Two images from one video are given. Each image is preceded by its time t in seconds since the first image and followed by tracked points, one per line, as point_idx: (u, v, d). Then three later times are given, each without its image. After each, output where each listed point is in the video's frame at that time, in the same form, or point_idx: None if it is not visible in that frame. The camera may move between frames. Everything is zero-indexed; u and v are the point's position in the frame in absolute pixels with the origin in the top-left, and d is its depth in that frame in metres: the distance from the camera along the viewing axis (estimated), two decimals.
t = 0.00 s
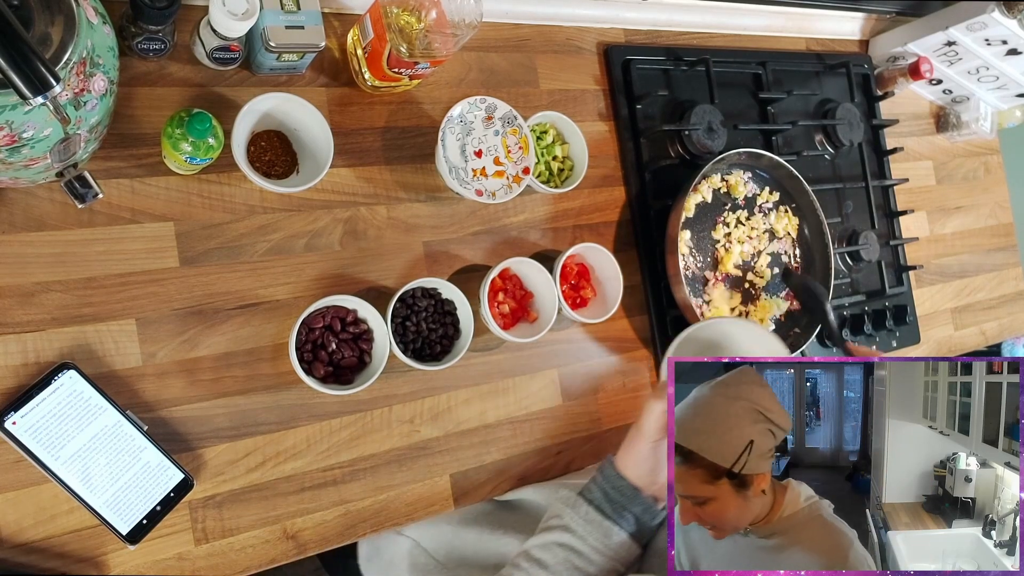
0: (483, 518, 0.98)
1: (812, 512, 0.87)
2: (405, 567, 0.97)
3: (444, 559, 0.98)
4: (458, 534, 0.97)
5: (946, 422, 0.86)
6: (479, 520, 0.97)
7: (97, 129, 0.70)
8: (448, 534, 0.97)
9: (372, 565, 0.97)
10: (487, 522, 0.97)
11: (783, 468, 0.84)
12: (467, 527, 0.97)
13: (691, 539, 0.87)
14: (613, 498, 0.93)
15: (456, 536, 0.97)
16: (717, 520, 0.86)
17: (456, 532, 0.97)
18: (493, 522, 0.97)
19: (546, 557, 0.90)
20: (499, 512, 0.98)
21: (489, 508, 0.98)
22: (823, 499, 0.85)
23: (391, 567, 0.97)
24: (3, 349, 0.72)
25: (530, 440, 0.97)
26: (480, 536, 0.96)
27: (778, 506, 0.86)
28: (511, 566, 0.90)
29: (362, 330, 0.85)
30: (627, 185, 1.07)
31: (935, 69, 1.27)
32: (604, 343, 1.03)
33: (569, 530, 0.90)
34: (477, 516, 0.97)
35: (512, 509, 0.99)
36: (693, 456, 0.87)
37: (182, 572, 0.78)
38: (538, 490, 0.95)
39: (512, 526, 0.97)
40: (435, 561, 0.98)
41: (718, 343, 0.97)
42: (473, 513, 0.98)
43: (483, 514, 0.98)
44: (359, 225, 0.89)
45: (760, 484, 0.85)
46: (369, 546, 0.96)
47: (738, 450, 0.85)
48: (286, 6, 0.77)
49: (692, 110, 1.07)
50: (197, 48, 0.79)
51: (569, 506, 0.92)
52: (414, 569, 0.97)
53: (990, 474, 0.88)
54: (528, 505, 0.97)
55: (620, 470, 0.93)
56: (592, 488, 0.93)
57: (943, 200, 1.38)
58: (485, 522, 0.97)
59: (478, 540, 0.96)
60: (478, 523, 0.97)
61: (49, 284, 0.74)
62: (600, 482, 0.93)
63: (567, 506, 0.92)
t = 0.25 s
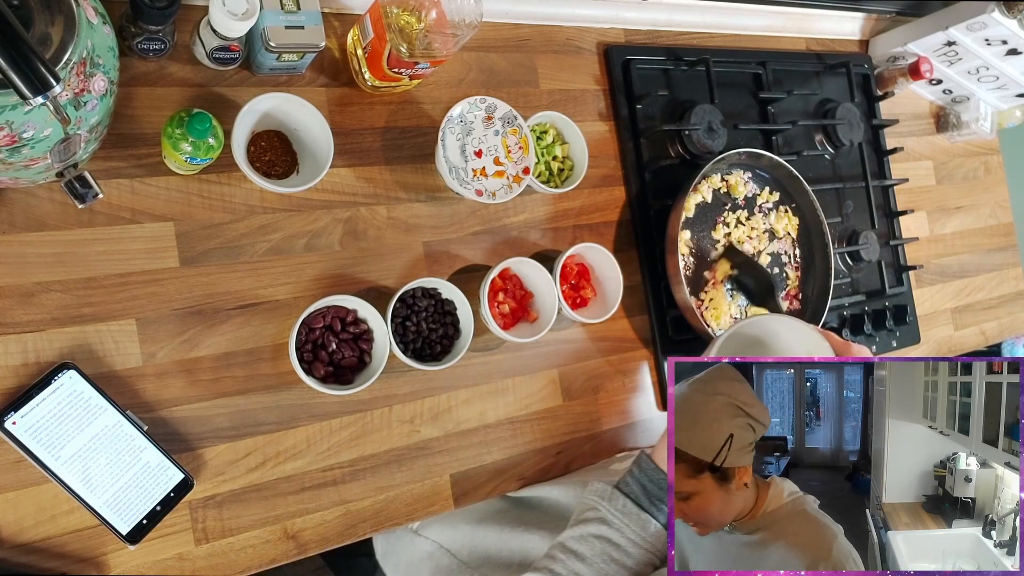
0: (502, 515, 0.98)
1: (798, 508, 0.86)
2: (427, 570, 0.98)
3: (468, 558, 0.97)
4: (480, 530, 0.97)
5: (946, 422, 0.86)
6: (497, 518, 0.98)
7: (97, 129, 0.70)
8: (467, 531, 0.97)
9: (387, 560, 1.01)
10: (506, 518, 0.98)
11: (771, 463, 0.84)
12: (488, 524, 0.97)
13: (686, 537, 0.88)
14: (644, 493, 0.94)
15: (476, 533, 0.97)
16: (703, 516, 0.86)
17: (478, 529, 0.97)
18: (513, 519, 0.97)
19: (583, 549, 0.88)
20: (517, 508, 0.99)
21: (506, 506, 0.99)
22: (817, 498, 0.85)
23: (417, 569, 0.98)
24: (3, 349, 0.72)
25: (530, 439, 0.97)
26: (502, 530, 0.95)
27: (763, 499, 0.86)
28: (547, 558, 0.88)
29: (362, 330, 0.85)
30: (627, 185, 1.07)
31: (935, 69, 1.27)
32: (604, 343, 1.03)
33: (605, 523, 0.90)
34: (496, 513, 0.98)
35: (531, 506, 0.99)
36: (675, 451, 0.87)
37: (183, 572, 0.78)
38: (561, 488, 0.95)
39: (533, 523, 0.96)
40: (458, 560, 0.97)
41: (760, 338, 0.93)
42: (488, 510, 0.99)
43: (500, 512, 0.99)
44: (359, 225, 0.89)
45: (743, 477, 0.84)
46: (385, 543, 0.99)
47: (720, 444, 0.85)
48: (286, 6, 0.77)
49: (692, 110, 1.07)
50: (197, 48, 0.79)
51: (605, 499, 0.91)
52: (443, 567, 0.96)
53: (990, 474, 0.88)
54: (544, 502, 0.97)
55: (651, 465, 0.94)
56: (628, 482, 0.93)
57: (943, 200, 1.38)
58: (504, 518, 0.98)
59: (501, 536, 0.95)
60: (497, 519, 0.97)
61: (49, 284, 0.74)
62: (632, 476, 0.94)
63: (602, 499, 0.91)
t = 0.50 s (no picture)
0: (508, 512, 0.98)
1: (793, 505, 0.86)
2: (434, 568, 1.00)
3: (473, 557, 0.99)
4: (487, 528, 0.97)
5: (946, 422, 0.86)
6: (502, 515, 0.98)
7: (97, 129, 0.70)
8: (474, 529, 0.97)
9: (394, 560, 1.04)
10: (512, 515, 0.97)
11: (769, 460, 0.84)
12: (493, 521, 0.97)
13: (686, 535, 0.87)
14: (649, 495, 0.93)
15: (482, 532, 0.97)
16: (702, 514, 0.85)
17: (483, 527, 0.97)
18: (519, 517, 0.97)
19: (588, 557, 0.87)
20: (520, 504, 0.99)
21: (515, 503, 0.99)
22: (814, 497, 0.85)
23: (424, 568, 1.01)
24: (3, 349, 0.72)
25: (530, 439, 0.97)
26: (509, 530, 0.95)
27: (759, 497, 0.85)
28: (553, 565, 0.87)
29: (362, 330, 0.85)
30: (627, 185, 1.07)
31: (935, 69, 1.27)
32: (604, 343, 1.03)
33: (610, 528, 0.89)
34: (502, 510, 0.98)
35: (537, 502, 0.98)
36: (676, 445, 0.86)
37: (182, 572, 0.78)
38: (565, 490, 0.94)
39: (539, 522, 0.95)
40: (464, 559, 0.99)
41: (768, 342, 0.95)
42: (494, 508, 0.98)
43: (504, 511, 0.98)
44: (359, 225, 0.88)
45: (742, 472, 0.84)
46: (392, 543, 1.01)
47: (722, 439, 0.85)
48: (286, 6, 0.77)
49: (692, 110, 1.07)
50: (197, 48, 0.79)
51: (609, 504, 0.89)
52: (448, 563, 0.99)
53: (990, 474, 0.88)
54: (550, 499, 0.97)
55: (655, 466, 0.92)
56: (632, 487, 0.91)
57: (943, 200, 1.38)
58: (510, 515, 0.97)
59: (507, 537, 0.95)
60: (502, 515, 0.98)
61: (49, 284, 0.74)
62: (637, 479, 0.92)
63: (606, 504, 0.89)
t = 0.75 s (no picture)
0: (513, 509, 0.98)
1: (791, 505, 0.86)
2: (439, 565, 1.00)
3: (479, 553, 0.98)
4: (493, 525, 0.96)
5: (946, 422, 0.86)
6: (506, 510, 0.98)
7: (97, 129, 0.70)
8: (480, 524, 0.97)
9: (399, 554, 1.04)
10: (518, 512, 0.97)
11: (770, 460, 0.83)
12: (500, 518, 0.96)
13: (686, 534, 0.87)
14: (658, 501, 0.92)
15: (488, 528, 0.97)
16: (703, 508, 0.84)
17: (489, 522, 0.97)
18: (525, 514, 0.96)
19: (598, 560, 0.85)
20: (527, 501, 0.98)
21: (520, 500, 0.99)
22: (812, 497, 0.85)
23: (430, 564, 1.01)
24: (3, 349, 0.72)
25: (531, 439, 0.97)
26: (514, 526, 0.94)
27: (760, 496, 0.84)
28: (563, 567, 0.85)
29: (362, 330, 0.85)
30: (627, 185, 1.07)
31: (935, 69, 1.27)
32: (604, 343, 1.03)
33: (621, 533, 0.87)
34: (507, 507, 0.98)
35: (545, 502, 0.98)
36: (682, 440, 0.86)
37: (182, 572, 0.78)
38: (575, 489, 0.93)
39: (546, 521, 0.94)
40: (470, 554, 0.99)
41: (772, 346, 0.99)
42: (499, 507, 0.98)
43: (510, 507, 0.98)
44: (359, 225, 0.89)
45: (746, 469, 0.83)
46: (396, 537, 1.02)
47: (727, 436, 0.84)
48: (286, 6, 0.77)
49: (692, 110, 1.07)
50: (197, 48, 0.79)
51: (620, 509, 0.88)
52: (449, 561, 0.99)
53: (990, 474, 0.87)
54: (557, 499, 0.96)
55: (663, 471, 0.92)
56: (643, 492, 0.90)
57: (943, 200, 1.38)
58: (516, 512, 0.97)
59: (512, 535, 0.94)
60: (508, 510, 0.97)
61: (49, 284, 0.74)
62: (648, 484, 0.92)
63: (617, 508, 0.88)
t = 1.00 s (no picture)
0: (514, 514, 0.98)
1: (791, 504, 0.85)
2: (443, 569, 1.00)
3: (481, 559, 0.98)
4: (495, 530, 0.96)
5: (946, 422, 0.86)
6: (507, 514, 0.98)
7: (97, 129, 0.70)
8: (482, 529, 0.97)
9: (401, 558, 1.04)
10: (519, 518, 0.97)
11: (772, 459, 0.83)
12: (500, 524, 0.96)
13: (685, 533, 0.86)
14: (658, 514, 0.92)
15: (489, 534, 0.97)
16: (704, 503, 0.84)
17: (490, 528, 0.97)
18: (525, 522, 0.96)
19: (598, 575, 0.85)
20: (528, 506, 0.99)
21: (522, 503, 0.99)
22: (811, 496, 0.85)
23: (432, 569, 1.00)
24: (2, 349, 0.72)
25: (531, 439, 0.97)
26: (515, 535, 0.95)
27: (760, 494, 0.84)
28: None
29: (362, 330, 0.85)
30: (627, 185, 1.07)
31: (935, 69, 1.27)
32: (604, 343, 1.03)
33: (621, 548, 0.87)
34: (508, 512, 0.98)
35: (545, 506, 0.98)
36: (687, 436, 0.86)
37: (182, 572, 0.78)
38: (577, 497, 0.92)
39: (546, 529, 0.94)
40: (472, 560, 0.99)
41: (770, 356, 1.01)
42: (498, 511, 0.99)
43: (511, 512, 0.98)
44: (359, 225, 0.88)
45: (749, 466, 0.83)
46: (398, 539, 1.01)
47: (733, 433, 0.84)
48: (286, 7, 0.77)
49: (692, 111, 1.07)
50: (197, 48, 0.79)
51: (619, 524, 0.88)
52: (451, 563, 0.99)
53: (990, 474, 0.87)
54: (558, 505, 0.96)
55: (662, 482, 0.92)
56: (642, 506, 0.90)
57: (943, 200, 1.38)
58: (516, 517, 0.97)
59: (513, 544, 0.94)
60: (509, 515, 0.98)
61: (48, 284, 0.74)
62: (647, 498, 0.91)
63: (617, 523, 0.88)
